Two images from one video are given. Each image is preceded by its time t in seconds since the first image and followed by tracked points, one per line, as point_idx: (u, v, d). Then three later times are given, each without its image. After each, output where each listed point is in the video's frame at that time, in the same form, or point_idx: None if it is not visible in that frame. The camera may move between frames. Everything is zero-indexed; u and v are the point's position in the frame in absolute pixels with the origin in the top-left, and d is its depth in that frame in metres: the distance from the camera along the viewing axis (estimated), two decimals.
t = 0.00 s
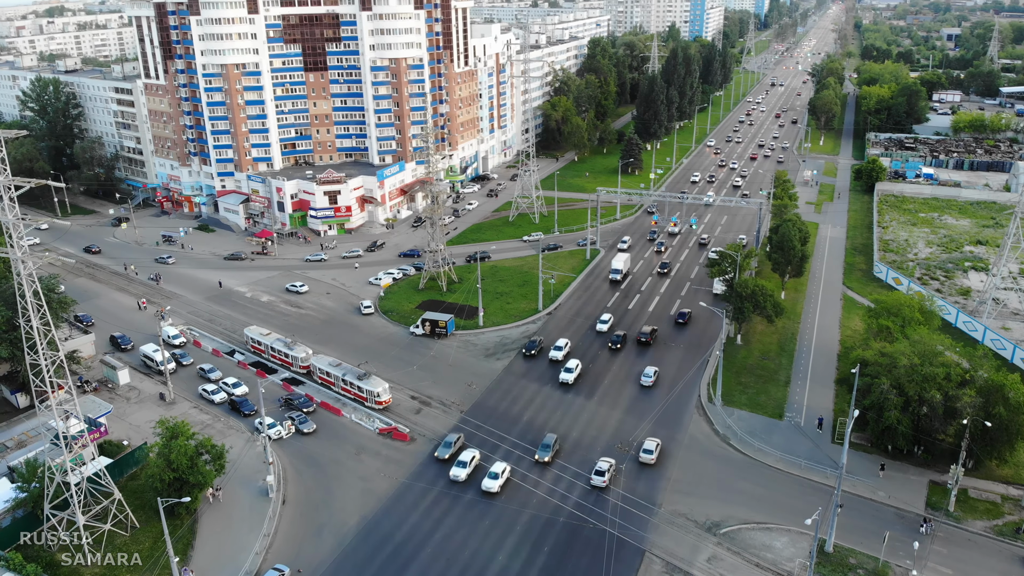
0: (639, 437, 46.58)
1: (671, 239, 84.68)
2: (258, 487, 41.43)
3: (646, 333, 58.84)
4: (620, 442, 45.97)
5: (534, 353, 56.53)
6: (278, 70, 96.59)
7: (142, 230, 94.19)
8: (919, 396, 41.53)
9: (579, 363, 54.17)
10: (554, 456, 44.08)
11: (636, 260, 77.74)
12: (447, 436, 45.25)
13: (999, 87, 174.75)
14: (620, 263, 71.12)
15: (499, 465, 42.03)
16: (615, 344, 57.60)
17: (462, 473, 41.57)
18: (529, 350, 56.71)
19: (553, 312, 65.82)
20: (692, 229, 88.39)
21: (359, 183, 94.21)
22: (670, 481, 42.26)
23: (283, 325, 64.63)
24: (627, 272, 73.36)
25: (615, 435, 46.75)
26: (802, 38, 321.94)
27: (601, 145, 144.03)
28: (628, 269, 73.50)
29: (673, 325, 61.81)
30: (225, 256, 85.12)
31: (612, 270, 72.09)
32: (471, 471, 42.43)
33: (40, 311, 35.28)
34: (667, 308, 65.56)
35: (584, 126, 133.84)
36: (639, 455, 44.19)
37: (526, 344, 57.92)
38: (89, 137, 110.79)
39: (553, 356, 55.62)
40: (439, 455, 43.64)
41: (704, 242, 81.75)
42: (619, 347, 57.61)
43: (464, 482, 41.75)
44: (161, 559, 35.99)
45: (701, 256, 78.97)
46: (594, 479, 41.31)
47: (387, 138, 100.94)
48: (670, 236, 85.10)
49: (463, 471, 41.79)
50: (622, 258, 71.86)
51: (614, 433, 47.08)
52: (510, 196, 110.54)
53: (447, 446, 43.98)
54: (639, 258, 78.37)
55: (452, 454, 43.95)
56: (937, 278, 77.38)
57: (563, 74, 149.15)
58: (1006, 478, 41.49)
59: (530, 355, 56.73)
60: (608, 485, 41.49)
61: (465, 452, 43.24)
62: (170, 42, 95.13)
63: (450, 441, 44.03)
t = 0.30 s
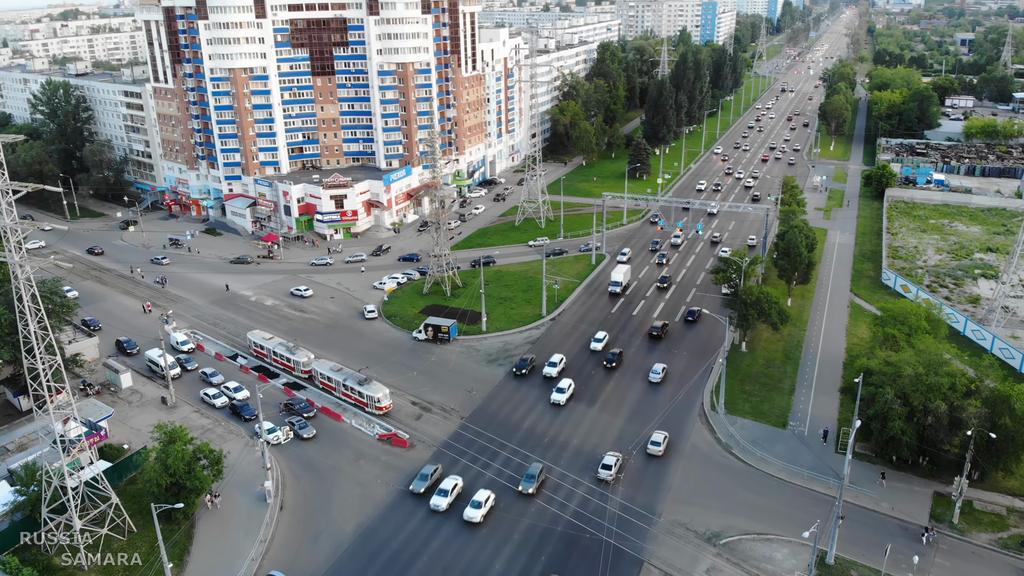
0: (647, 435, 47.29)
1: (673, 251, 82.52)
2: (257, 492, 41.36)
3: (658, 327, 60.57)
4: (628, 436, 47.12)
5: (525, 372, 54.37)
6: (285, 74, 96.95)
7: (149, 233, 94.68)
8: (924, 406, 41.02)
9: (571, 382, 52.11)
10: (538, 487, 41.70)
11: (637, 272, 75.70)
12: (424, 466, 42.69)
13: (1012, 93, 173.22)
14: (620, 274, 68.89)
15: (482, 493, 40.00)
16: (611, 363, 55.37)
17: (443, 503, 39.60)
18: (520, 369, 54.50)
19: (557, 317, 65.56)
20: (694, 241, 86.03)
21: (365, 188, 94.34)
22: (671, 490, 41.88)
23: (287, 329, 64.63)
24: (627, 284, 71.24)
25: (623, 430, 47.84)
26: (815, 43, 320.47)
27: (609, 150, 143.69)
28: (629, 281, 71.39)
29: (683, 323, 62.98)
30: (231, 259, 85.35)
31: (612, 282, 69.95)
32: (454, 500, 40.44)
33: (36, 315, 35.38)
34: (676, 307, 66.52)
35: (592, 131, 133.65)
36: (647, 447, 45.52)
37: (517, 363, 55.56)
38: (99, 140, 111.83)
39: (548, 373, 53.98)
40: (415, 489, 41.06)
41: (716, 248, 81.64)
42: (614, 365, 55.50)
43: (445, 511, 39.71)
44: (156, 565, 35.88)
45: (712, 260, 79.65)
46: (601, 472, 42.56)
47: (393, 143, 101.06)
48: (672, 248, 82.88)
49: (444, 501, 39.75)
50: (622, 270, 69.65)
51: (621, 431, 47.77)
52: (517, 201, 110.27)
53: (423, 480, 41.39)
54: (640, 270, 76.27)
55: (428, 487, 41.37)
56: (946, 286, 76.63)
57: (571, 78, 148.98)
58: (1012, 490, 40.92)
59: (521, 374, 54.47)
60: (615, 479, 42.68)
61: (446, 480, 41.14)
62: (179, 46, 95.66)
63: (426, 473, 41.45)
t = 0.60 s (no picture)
0: (656, 428, 48.55)
1: (674, 263, 80.21)
2: (254, 497, 41.34)
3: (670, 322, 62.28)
4: (638, 429, 48.36)
5: (514, 393, 51.99)
6: (293, 79, 97.28)
7: (157, 236, 95.27)
8: (928, 417, 40.52)
9: (561, 403, 49.93)
10: (519, 523, 39.05)
11: (638, 283, 73.59)
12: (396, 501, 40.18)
13: None
14: (619, 286, 66.83)
15: (463, 523, 38.00)
16: (605, 383, 53.11)
17: (420, 535, 37.49)
18: (508, 390, 52.07)
19: (561, 323, 65.27)
20: (697, 252, 83.53)
21: (371, 192, 94.42)
22: (671, 499, 41.50)
23: (290, 333, 64.70)
24: (626, 296, 69.14)
25: (632, 425, 48.89)
26: (828, 47, 318.97)
27: (618, 154, 143.41)
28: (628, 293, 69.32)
29: (692, 322, 64.00)
30: (237, 263, 85.61)
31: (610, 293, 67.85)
32: (432, 531, 38.32)
33: (34, 319, 35.63)
34: (685, 306, 67.43)
35: (601, 135, 133.32)
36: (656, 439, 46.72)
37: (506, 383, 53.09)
38: (108, 143, 112.85)
39: (541, 391, 52.01)
40: (385, 526, 38.50)
41: (731, 250, 82.98)
42: (609, 385, 53.28)
43: (422, 544, 37.62)
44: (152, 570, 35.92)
45: (719, 266, 79.13)
46: (608, 466, 43.42)
47: (400, 147, 101.25)
48: (674, 259, 80.64)
49: (422, 532, 37.69)
50: (621, 281, 67.61)
51: (629, 427, 48.63)
52: (524, 205, 110.07)
53: (395, 515, 38.86)
54: (640, 282, 74.07)
55: (399, 524, 38.87)
56: (955, 293, 75.85)
57: (580, 83, 148.92)
58: (1019, 502, 40.37)
59: (510, 395, 52.07)
60: (622, 473, 43.61)
61: (424, 509, 39.07)
62: (187, 50, 96.33)
63: (398, 509, 38.98)
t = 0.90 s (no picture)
0: (663, 421, 49.94)
1: (675, 275, 77.94)
2: (251, 503, 41.32)
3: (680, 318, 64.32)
4: (645, 423, 49.75)
5: (500, 415, 49.80)
6: (299, 83, 97.55)
7: (163, 240, 95.82)
8: (931, 427, 40.18)
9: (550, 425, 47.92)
10: (516, 531, 38.95)
11: (636, 297, 71.64)
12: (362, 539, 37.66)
13: None
14: (615, 300, 65.16)
15: (438, 556, 36.07)
16: (596, 404, 51.06)
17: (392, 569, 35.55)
18: (494, 413, 49.90)
19: (563, 329, 65.05)
20: (698, 263, 81.25)
21: (377, 197, 94.46)
22: (670, 508, 41.15)
23: (292, 338, 64.74)
24: (623, 309, 67.49)
25: (639, 419, 50.26)
26: (839, 52, 317.73)
27: (624, 159, 143.12)
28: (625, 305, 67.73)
29: (701, 319, 65.41)
30: (242, 267, 85.85)
31: (607, 306, 66.23)
32: (406, 565, 36.37)
33: (30, 323, 35.83)
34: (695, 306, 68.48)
35: (607, 140, 133.16)
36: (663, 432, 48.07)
37: (492, 405, 50.91)
38: (116, 147, 114.02)
39: (531, 408, 50.38)
40: (350, 566, 36.01)
41: (742, 251, 84.09)
42: (600, 407, 51.15)
43: None
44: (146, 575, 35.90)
45: (724, 272, 78.80)
46: (615, 460, 44.75)
47: (406, 151, 101.40)
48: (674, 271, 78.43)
49: (395, 567, 35.74)
50: (618, 294, 65.99)
51: (637, 421, 49.98)
52: (529, 210, 109.87)
53: (360, 554, 36.40)
54: (638, 295, 72.07)
55: (365, 564, 36.44)
56: (962, 301, 75.24)
57: (587, 88, 148.77)
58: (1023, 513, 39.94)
59: (495, 417, 49.85)
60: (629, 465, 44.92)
61: (397, 542, 37.09)
62: (194, 54, 96.86)
63: (365, 547, 36.52)
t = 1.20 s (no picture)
0: (670, 416, 51.18)
1: (672, 288, 75.48)
2: (247, 509, 41.36)
3: (691, 314, 66.30)
4: (652, 417, 50.93)
5: (482, 439, 47.37)
6: (304, 88, 97.80)
7: (168, 244, 96.31)
8: (932, 437, 39.79)
9: (535, 449, 45.64)
10: (510, 540, 38.62)
11: (632, 310, 69.33)
12: None
13: None
14: (611, 313, 63.11)
15: None
16: (584, 426, 48.88)
17: None
18: (476, 437, 47.48)
19: (564, 335, 64.76)
20: (697, 276, 78.77)
21: (380, 201, 94.47)
22: (668, 517, 40.82)
23: (294, 342, 64.72)
24: (619, 322, 65.45)
25: (646, 414, 51.42)
26: (849, 57, 316.46)
27: (630, 164, 142.81)
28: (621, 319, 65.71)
29: (709, 316, 67.13)
30: (245, 271, 86.00)
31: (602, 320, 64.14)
32: None
33: (25, 327, 36.05)
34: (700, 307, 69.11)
35: (613, 145, 132.95)
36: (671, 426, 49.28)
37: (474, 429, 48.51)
38: (123, 151, 114.92)
39: (520, 426, 48.83)
40: None
41: (750, 251, 85.44)
42: (588, 430, 48.89)
43: None
44: None
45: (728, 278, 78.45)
46: (622, 453, 45.90)
47: (410, 156, 101.44)
48: (672, 283, 76.01)
49: None
50: (614, 308, 63.94)
51: (644, 416, 51.09)
52: (534, 215, 109.64)
53: None
54: (635, 309, 69.69)
55: None
56: (968, 308, 74.71)
57: (593, 93, 148.69)
58: None
59: (476, 442, 47.44)
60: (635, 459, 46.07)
61: None
62: (200, 59, 97.38)
63: None
